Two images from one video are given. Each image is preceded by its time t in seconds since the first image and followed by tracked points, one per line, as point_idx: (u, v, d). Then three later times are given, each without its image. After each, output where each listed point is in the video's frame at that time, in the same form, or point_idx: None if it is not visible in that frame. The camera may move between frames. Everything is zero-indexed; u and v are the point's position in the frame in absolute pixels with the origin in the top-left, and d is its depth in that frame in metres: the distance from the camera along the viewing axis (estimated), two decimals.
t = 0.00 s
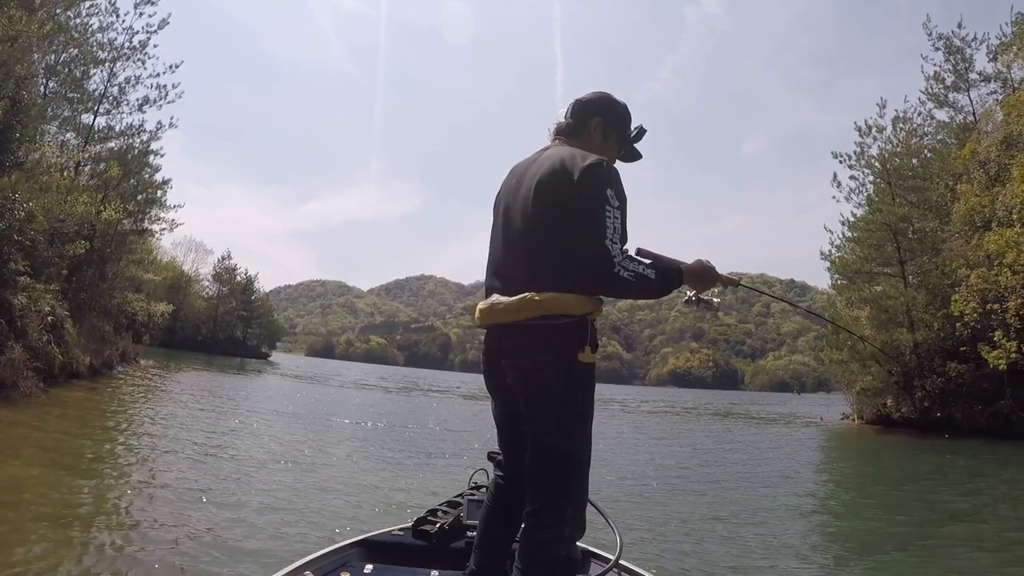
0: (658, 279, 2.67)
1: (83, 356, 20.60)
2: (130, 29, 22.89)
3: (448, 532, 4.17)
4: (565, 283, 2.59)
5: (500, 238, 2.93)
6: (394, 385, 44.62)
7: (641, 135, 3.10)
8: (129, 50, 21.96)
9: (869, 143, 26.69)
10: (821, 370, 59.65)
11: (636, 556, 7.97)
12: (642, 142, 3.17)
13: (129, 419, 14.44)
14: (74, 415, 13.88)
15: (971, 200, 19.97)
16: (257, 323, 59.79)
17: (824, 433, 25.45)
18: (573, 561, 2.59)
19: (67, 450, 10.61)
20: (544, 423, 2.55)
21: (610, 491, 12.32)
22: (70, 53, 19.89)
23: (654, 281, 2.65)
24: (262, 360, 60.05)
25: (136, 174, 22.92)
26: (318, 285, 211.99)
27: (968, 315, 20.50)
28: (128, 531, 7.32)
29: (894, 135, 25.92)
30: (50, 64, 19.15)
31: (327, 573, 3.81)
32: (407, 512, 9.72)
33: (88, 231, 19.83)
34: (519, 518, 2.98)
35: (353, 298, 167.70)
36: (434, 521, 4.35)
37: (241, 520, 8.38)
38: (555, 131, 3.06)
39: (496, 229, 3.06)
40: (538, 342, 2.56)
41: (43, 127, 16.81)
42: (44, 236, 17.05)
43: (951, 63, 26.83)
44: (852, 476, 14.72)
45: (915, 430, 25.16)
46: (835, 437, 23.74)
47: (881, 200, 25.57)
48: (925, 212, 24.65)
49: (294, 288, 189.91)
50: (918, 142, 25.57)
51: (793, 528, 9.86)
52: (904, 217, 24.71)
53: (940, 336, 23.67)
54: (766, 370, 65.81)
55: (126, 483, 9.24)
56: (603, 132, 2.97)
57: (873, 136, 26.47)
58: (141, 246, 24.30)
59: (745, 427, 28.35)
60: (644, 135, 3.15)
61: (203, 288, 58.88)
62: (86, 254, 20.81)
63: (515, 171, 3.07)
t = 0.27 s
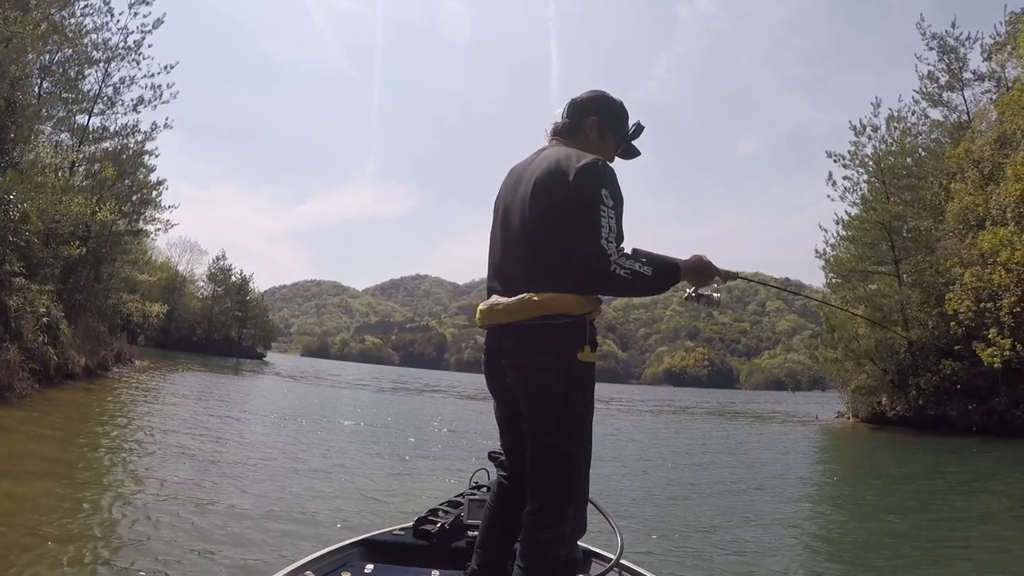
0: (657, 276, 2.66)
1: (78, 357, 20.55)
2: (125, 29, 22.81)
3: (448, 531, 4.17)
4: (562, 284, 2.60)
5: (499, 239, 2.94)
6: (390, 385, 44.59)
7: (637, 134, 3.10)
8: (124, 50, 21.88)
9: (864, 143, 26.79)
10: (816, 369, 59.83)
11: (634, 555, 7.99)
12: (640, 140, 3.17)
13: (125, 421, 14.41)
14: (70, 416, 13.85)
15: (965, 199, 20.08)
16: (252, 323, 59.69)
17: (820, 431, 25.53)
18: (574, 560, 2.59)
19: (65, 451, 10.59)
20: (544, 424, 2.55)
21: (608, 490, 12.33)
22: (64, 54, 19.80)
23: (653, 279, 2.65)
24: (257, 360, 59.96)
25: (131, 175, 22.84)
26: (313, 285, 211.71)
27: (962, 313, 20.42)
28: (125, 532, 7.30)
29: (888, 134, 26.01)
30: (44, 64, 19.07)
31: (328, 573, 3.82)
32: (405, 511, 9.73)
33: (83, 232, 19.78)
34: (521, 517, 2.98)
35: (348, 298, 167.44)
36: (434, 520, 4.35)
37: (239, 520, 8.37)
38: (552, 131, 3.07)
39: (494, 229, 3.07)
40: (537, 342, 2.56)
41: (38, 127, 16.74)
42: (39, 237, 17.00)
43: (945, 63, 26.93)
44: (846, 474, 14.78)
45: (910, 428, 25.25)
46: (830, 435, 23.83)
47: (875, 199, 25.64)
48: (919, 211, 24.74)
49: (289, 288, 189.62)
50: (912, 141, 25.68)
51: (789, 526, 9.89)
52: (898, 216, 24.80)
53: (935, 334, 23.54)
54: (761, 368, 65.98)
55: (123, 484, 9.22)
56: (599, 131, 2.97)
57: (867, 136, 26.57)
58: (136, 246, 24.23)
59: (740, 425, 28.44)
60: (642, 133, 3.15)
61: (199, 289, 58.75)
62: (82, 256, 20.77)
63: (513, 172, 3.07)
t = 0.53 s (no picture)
0: (658, 277, 2.66)
1: (73, 354, 20.46)
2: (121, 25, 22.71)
3: (449, 531, 4.15)
4: (562, 285, 2.60)
5: (500, 241, 2.94)
6: (384, 384, 44.54)
7: (639, 136, 3.09)
8: (121, 46, 21.79)
9: (859, 145, 26.87)
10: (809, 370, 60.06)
11: (629, 556, 7.99)
12: (642, 142, 3.16)
13: (120, 418, 14.35)
14: (64, 414, 13.78)
15: (960, 203, 20.18)
16: (246, 321, 59.55)
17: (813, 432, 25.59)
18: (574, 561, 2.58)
19: (59, 449, 10.53)
20: (545, 424, 2.54)
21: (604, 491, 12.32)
22: (61, 50, 19.70)
23: (654, 279, 2.64)
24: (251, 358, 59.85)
25: (127, 172, 22.75)
26: (308, 284, 211.36)
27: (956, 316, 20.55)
28: (122, 530, 7.26)
29: (884, 137, 26.10)
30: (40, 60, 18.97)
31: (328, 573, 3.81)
32: (401, 511, 9.71)
33: (78, 230, 19.69)
34: (521, 518, 2.98)
35: (343, 297, 167.22)
36: (435, 520, 4.33)
37: (235, 519, 8.34)
38: (553, 134, 3.06)
39: (497, 231, 3.07)
40: (538, 342, 2.56)
41: (34, 123, 16.66)
42: (34, 234, 16.92)
43: (941, 67, 27.03)
44: (840, 475, 14.83)
45: (903, 429, 25.34)
46: (823, 436, 23.89)
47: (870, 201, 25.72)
48: (914, 214, 24.84)
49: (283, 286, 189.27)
50: (907, 144, 25.78)
51: (784, 527, 9.91)
52: (893, 218, 24.90)
53: (929, 337, 23.68)
54: (755, 369, 66.18)
55: (119, 482, 9.18)
56: (601, 134, 2.97)
57: (862, 138, 26.64)
58: (131, 244, 24.14)
59: (734, 426, 28.50)
60: (644, 135, 3.14)
61: (193, 286, 58.57)
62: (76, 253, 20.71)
63: (516, 175, 3.07)
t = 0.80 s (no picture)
0: (658, 277, 2.65)
1: (68, 352, 20.41)
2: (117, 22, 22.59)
3: (449, 531, 4.14)
4: (562, 286, 2.60)
5: (501, 241, 2.95)
6: (379, 383, 44.53)
7: (640, 140, 3.09)
8: (116, 43, 21.70)
9: (854, 146, 26.94)
10: (803, 370, 60.20)
11: (627, 556, 7.98)
12: (643, 146, 3.16)
13: (114, 416, 14.28)
14: (59, 412, 13.72)
15: (954, 204, 20.29)
16: (241, 319, 59.44)
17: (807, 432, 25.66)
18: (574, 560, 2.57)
19: (53, 447, 10.47)
20: (545, 424, 2.54)
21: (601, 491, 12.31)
22: (56, 47, 19.61)
23: (654, 279, 2.64)
24: (246, 356, 59.71)
25: (122, 169, 22.66)
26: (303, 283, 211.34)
27: (949, 317, 20.64)
28: (118, 530, 7.21)
29: (879, 138, 26.16)
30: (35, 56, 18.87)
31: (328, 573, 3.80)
32: (398, 510, 9.69)
33: (73, 227, 19.62)
34: (521, 518, 2.98)
35: (338, 295, 166.96)
36: (435, 520, 4.32)
37: (231, 518, 8.30)
38: (555, 135, 3.06)
39: (498, 232, 3.07)
40: (538, 341, 2.56)
41: (29, 120, 16.57)
42: (28, 231, 16.85)
43: (936, 68, 27.12)
44: (834, 475, 14.87)
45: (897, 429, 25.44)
46: (817, 436, 23.96)
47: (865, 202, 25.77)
48: (909, 215, 24.94)
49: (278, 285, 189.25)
50: (902, 145, 25.86)
51: (781, 527, 9.91)
52: (887, 219, 24.99)
53: (922, 338, 23.77)
54: (749, 369, 66.38)
55: (115, 481, 9.14)
56: (602, 136, 2.96)
57: (857, 139, 26.71)
58: (125, 241, 24.05)
59: (728, 426, 28.55)
60: (645, 139, 3.14)
61: (188, 284, 58.43)
62: (71, 250, 20.69)
63: (517, 176, 3.07)
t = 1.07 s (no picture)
0: (655, 275, 2.65)
1: (61, 351, 20.33)
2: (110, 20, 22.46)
3: (450, 531, 4.14)
4: (561, 286, 2.60)
5: (499, 240, 2.94)
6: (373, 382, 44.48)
7: (638, 141, 3.09)
8: (110, 42, 21.60)
9: (847, 146, 27.05)
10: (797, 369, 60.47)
11: (626, 555, 7.98)
12: (639, 147, 3.17)
13: (108, 416, 14.23)
14: (52, 412, 13.65)
15: (947, 204, 20.43)
16: (235, 319, 59.29)
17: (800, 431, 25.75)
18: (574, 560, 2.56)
19: (47, 448, 10.41)
20: (544, 424, 2.54)
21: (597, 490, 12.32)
22: (49, 45, 19.50)
23: (651, 278, 2.64)
24: (239, 355, 59.57)
25: (115, 168, 22.55)
26: (297, 282, 210.93)
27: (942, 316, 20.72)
28: (113, 530, 7.17)
29: (872, 138, 26.26)
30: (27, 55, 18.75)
31: (329, 573, 3.80)
32: (394, 509, 9.69)
33: (66, 226, 19.53)
34: (521, 517, 2.98)
35: (331, 294, 166.66)
36: (435, 520, 4.31)
37: (227, 519, 8.26)
38: (553, 136, 3.05)
39: (496, 231, 3.07)
40: (536, 342, 2.55)
41: (21, 118, 16.47)
42: (21, 231, 16.78)
43: (929, 68, 27.25)
44: (828, 473, 14.93)
45: (890, 428, 25.55)
46: (811, 435, 24.03)
47: (858, 202, 25.83)
48: (902, 215, 25.04)
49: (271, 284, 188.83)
50: (895, 145, 25.96)
51: (776, 525, 9.93)
52: (880, 219, 25.07)
53: (916, 337, 23.89)
54: (743, 368, 66.61)
55: (109, 481, 9.09)
56: (600, 137, 2.96)
57: (850, 139, 26.79)
58: (119, 240, 23.95)
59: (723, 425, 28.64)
60: (642, 140, 3.14)
61: (180, 284, 58.22)
62: (64, 249, 20.67)
63: (514, 177, 3.07)
